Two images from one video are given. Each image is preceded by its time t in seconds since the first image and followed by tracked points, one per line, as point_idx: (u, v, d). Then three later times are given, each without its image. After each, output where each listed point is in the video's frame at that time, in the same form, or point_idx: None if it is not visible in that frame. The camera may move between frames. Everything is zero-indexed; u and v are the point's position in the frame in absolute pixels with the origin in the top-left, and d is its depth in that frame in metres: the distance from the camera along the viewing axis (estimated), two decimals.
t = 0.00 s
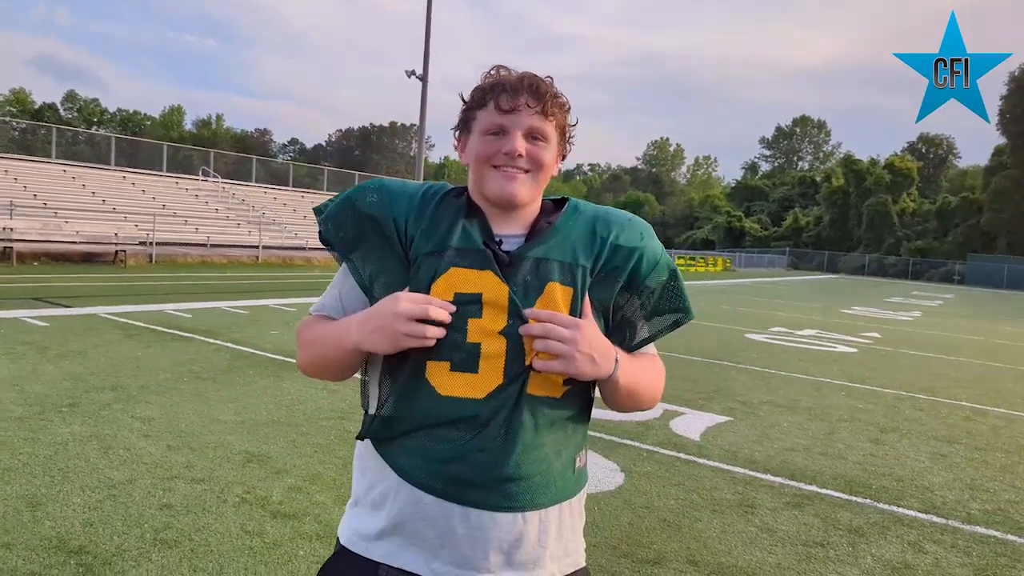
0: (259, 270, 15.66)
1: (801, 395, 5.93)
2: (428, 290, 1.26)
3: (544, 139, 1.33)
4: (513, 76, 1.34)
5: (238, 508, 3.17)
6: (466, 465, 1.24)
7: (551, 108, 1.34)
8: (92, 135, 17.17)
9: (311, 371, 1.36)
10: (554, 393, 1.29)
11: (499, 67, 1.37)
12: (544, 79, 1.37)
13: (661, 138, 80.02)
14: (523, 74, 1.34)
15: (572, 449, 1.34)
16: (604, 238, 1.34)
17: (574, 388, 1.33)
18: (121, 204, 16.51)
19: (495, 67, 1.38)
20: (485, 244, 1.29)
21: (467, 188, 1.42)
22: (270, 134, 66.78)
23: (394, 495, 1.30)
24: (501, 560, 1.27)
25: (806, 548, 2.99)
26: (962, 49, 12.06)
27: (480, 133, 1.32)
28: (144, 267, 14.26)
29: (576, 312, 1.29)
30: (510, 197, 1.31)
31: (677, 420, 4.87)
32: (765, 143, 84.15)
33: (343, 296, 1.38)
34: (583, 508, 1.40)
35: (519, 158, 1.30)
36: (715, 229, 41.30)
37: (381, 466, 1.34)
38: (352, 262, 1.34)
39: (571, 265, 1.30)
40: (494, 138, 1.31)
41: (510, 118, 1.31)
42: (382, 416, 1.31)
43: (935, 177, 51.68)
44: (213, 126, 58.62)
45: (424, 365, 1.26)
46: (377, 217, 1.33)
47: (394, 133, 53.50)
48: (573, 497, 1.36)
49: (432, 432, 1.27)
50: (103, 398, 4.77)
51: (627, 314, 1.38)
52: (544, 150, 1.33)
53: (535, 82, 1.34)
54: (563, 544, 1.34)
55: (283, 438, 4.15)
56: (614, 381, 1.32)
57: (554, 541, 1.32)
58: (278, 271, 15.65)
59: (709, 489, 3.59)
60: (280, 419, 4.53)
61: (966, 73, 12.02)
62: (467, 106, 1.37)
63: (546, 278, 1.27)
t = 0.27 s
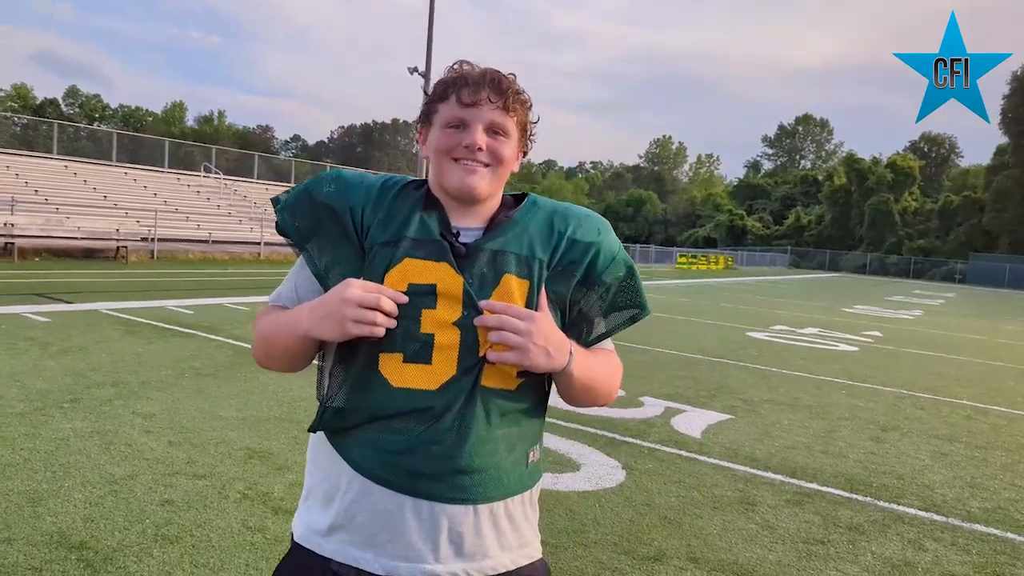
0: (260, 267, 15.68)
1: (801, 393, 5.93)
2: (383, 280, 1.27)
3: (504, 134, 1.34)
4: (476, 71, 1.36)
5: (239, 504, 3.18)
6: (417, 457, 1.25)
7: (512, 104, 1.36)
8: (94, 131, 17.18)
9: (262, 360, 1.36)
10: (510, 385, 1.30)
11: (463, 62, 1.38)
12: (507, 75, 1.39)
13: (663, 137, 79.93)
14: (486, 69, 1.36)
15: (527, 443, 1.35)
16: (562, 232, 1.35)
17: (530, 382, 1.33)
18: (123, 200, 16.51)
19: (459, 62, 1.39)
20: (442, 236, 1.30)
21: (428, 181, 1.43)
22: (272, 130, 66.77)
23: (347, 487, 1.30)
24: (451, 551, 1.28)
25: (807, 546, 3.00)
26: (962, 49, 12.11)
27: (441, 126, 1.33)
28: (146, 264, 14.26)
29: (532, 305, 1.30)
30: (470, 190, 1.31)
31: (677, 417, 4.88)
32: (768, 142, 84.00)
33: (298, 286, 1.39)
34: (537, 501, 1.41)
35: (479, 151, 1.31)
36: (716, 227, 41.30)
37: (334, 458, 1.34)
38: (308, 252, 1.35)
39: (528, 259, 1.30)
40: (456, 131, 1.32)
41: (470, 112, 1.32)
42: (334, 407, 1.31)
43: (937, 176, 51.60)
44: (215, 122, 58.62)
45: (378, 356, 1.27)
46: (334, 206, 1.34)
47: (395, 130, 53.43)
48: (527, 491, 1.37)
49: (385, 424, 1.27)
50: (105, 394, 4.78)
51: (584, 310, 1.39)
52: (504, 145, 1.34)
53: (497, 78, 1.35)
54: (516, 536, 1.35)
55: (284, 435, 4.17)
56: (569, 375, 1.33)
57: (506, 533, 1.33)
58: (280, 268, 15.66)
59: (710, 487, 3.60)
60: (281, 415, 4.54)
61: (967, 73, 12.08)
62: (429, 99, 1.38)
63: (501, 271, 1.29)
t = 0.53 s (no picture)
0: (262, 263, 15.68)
1: (803, 389, 5.92)
2: (343, 275, 1.26)
3: (468, 130, 1.34)
4: (441, 68, 1.36)
5: (241, 499, 3.18)
6: (374, 451, 1.25)
7: (476, 101, 1.36)
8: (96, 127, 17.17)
9: (219, 349, 1.35)
10: (468, 381, 1.30)
11: (428, 58, 1.39)
12: (472, 73, 1.39)
13: (665, 133, 79.83)
14: (451, 67, 1.36)
15: (485, 438, 1.35)
16: (524, 230, 1.35)
17: (490, 378, 1.34)
18: (125, 197, 16.51)
19: (425, 57, 1.39)
20: (404, 231, 1.29)
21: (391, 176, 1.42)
22: (273, 126, 66.74)
23: (304, 481, 1.30)
24: (405, 544, 1.28)
25: (810, 542, 3.00)
26: (962, 49, 12.18)
27: (405, 120, 1.33)
28: (147, 260, 14.25)
29: (493, 303, 1.30)
30: (432, 184, 1.31)
31: (679, 413, 4.87)
32: (770, 137, 83.84)
33: (258, 276, 1.38)
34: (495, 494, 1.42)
35: (442, 146, 1.30)
36: (718, 223, 41.26)
37: (292, 452, 1.33)
38: (269, 244, 1.34)
39: (490, 256, 1.30)
40: (419, 125, 1.32)
41: (434, 107, 1.32)
42: (291, 399, 1.30)
43: (940, 172, 51.50)
44: (217, 119, 58.64)
45: (337, 350, 1.26)
46: (295, 199, 1.33)
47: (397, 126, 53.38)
48: (483, 485, 1.37)
49: (342, 419, 1.27)
50: (108, 389, 4.79)
51: (544, 307, 1.39)
52: (468, 141, 1.34)
53: (462, 75, 1.35)
54: (472, 531, 1.36)
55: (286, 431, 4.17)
56: (527, 372, 1.33)
57: (461, 526, 1.33)
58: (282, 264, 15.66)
59: (712, 483, 3.60)
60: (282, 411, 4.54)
61: (967, 73, 12.15)
62: (394, 94, 1.38)
63: (462, 268, 1.28)
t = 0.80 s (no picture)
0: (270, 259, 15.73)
1: (811, 389, 5.90)
2: (324, 276, 1.26)
3: (451, 128, 1.34)
4: (425, 62, 1.35)
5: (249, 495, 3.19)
6: (354, 450, 1.24)
7: (460, 98, 1.36)
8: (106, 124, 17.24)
9: (199, 344, 1.35)
10: (449, 381, 1.30)
11: (412, 52, 1.38)
12: (456, 68, 1.39)
13: (673, 131, 79.66)
14: (435, 62, 1.36)
15: (464, 434, 1.36)
16: (505, 230, 1.35)
17: (470, 376, 1.35)
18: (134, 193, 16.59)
19: (409, 52, 1.38)
20: (385, 231, 1.29)
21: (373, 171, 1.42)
22: (281, 124, 66.92)
23: (284, 477, 1.29)
24: (387, 539, 1.28)
25: (818, 543, 2.98)
26: (963, 49, 12.19)
27: (388, 116, 1.32)
28: (156, 256, 14.33)
29: (474, 303, 1.31)
30: (415, 182, 1.31)
31: (686, 413, 4.86)
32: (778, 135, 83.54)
33: (237, 272, 1.37)
34: (475, 485, 1.43)
35: (426, 144, 1.30)
36: (726, 222, 41.14)
37: (271, 448, 1.32)
38: (248, 241, 1.33)
39: (471, 256, 1.31)
40: (402, 123, 1.31)
41: (417, 104, 1.31)
42: (270, 397, 1.29)
43: (949, 171, 51.21)
44: (226, 116, 58.86)
45: (318, 349, 1.26)
46: (276, 196, 1.32)
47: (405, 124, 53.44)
48: (462, 479, 1.38)
49: (321, 417, 1.26)
50: (116, 385, 4.81)
51: (524, 306, 1.40)
52: (451, 139, 1.34)
53: (446, 71, 1.35)
54: (453, 525, 1.36)
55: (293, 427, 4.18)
56: (508, 372, 1.34)
57: (441, 520, 1.34)
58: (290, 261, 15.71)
59: (720, 483, 3.58)
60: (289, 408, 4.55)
61: (966, 72, 12.17)
62: (377, 88, 1.37)
63: (443, 269, 1.29)
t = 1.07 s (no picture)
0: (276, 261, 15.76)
1: (818, 386, 5.88)
2: (323, 279, 1.26)
3: (442, 125, 1.34)
4: (412, 59, 1.36)
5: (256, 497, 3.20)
6: (362, 451, 1.25)
7: (449, 95, 1.36)
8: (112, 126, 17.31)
9: (200, 353, 1.36)
10: (453, 376, 1.31)
11: (398, 49, 1.38)
12: (444, 63, 1.39)
13: (678, 130, 79.55)
14: (422, 58, 1.36)
15: (471, 428, 1.37)
16: (500, 224, 1.36)
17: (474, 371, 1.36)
18: (140, 196, 16.66)
19: (394, 49, 1.39)
20: (381, 232, 1.29)
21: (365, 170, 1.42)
22: (287, 125, 67.10)
23: (292, 480, 1.29)
24: (400, 537, 1.29)
25: (827, 541, 2.97)
26: (963, 49, 12.14)
27: (378, 115, 1.32)
28: (162, 258, 14.39)
29: (474, 300, 1.31)
30: (408, 180, 1.31)
31: (693, 411, 4.85)
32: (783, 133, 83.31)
33: (233, 278, 1.37)
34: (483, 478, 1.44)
35: (417, 142, 1.30)
36: (732, 220, 41.05)
37: (277, 453, 1.32)
38: (244, 248, 1.33)
39: (468, 252, 1.31)
40: (392, 121, 1.31)
41: (407, 102, 1.31)
42: (275, 401, 1.29)
43: (955, 167, 51.01)
44: (231, 118, 59.02)
45: (320, 353, 1.26)
46: (269, 202, 1.32)
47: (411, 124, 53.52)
48: (470, 473, 1.40)
49: (327, 421, 1.26)
50: (123, 387, 4.83)
51: (523, 297, 1.41)
52: (442, 135, 1.34)
53: (434, 67, 1.35)
54: (465, 519, 1.37)
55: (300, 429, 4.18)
56: (511, 366, 1.35)
57: (452, 515, 1.35)
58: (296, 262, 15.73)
59: (727, 481, 3.57)
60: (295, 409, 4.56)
61: (966, 72, 12.14)
62: (366, 87, 1.37)
63: (442, 266, 1.29)
